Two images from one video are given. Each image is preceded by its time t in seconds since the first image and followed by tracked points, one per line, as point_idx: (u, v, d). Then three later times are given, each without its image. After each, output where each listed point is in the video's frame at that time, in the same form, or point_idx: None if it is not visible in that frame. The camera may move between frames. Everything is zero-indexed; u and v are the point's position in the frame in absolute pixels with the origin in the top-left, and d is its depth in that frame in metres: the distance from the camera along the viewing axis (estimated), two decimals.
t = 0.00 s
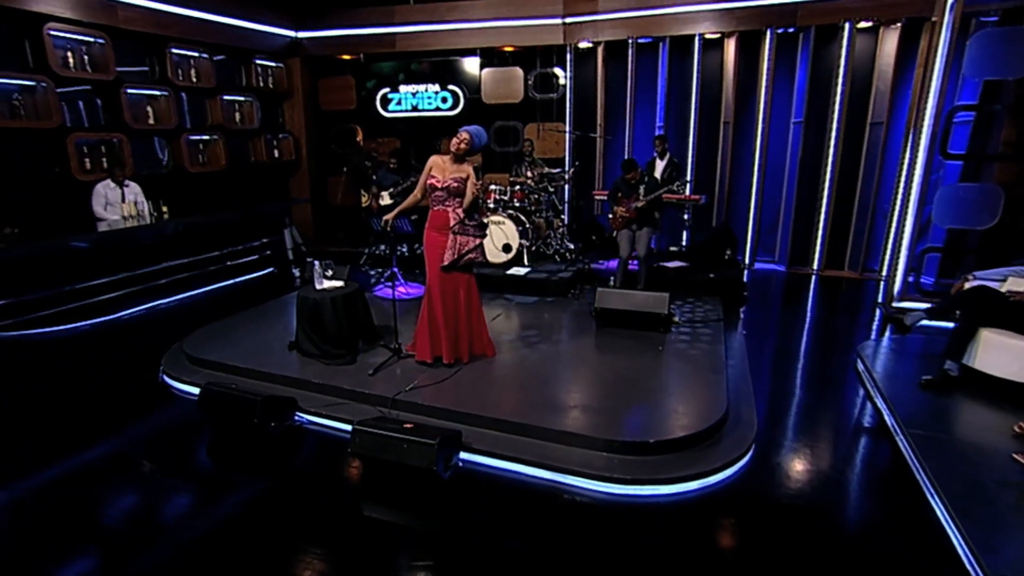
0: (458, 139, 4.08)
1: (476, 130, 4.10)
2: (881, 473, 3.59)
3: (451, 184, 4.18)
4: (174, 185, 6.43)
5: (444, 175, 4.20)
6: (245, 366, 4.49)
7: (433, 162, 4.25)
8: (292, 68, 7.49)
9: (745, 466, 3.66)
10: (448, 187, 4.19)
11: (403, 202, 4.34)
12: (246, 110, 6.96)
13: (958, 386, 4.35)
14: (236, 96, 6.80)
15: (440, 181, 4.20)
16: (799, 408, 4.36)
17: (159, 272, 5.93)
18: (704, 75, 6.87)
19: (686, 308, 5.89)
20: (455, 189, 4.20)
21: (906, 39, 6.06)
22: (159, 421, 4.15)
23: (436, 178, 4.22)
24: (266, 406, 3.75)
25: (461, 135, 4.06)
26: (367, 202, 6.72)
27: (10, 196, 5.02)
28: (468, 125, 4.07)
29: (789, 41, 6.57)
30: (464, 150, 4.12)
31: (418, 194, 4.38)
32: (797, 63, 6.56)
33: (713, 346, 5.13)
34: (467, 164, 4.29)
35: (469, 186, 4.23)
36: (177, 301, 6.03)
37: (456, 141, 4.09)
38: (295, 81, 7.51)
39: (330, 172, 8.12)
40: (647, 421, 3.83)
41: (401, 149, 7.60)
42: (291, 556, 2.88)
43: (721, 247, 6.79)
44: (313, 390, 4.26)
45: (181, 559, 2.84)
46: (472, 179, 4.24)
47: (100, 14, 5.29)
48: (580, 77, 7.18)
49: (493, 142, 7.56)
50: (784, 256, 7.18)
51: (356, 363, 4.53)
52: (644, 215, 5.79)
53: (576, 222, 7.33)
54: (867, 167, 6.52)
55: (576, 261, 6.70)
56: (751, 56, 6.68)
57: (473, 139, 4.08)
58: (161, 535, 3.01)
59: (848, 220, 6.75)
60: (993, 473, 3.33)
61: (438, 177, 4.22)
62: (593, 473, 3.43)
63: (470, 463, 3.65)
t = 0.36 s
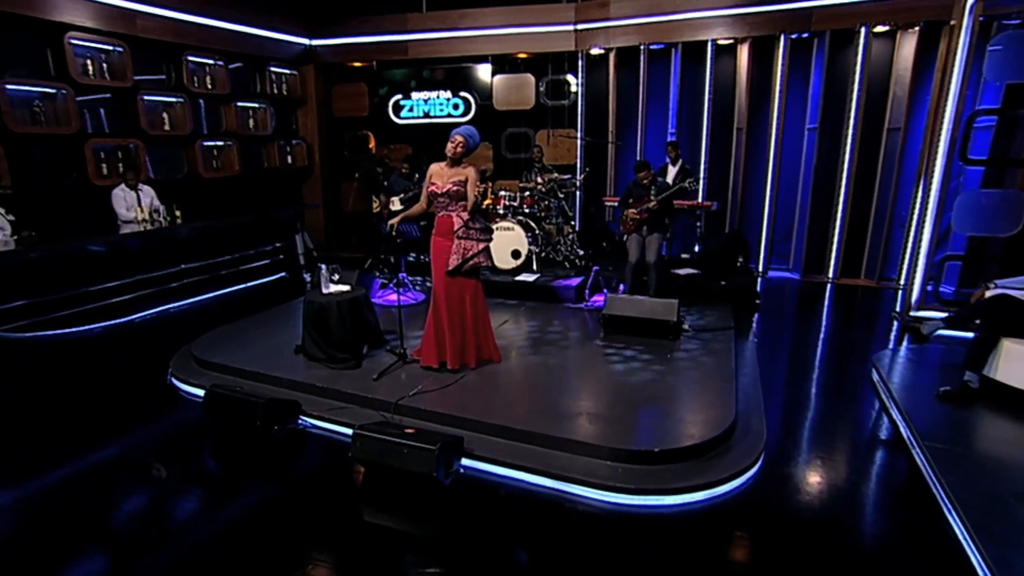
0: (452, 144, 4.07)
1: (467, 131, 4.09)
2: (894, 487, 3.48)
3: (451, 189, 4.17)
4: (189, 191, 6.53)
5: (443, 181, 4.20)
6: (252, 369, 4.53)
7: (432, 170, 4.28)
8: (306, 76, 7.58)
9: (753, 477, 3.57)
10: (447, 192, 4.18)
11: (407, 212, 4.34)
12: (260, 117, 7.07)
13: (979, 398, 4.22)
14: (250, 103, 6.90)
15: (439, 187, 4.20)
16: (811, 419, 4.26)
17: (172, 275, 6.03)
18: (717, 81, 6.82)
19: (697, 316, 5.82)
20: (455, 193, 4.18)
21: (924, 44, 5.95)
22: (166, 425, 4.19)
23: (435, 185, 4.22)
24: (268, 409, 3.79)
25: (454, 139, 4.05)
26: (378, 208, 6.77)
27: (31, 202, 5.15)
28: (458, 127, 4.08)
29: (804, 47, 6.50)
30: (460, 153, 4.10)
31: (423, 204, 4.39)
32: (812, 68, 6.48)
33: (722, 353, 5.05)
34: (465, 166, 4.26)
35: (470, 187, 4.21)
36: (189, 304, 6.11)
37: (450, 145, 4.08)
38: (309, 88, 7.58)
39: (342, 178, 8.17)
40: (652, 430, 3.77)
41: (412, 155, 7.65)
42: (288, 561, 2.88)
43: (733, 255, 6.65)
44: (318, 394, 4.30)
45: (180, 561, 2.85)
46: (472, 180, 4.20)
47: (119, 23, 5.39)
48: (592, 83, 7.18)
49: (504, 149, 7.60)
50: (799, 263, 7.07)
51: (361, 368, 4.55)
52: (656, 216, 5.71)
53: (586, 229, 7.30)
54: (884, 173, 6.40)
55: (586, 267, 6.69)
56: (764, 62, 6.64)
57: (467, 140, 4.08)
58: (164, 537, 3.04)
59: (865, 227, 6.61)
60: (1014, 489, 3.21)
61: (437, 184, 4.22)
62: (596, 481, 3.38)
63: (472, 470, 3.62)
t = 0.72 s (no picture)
0: (444, 151, 4.11)
1: (456, 134, 4.11)
2: (906, 501, 3.37)
3: (450, 194, 4.18)
4: (202, 196, 6.63)
5: (442, 188, 4.22)
6: (257, 373, 4.58)
7: (431, 178, 4.31)
8: (318, 82, 7.65)
9: (759, 489, 3.49)
10: (448, 197, 4.20)
11: (410, 219, 4.40)
12: (273, 123, 7.15)
13: (997, 410, 4.09)
14: (263, 110, 7.00)
15: (439, 194, 4.23)
16: (820, 428, 4.18)
17: (184, 279, 6.14)
18: (728, 88, 6.80)
19: (705, 323, 5.76)
20: (455, 198, 4.19)
21: (941, 47, 5.84)
22: (171, 428, 4.23)
23: (435, 192, 4.26)
24: (269, 412, 3.83)
25: (444, 145, 4.09)
26: (388, 214, 6.83)
27: (47, 207, 5.27)
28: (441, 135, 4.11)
29: (817, 52, 6.44)
30: (454, 158, 4.12)
31: (426, 212, 4.44)
32: (825, 73, 6.42)
33: (730, 362, 4.98)
34: (462, 169, 4.25)
35: (468, 190, 4.19)
36: (200, 307, 6.20)
37: (442, 153, 4.11)
38: (321, 94, 7.65)
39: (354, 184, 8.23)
40: (654, 439, 3.71)
41: (422, 161, 7.70)
42: (285, 567, 2.88)
43: (745, 260, 6.71)
44: (320, 398, 4.34)
45: (178, 565, 2.87)
46: (470, 182, 4.18)
47: (134, 32, 5.49)
48: (602, 89, 7.18)
49: (514, 156, 7.65)
50: (811, 271, 6.98)
51: (364, 372, 4.58)
52: (665, 220, 5.69)
53: (595, 236, 7.29)
54: (900, 179, 6.27)
55: (594, 274, 6.65)
56: (776, 68, 6.59)
57: (456, 144, 4.10)
58: (165, 542, 3.05)
59: (880, 234, 6.49)
60: None
61: (436, 191, 4.25)
62: (596, 491, 3.33)
63: (471, 477, 3.60)
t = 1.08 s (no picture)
0: (446, 158, 4.11)
1: (457, 140, 4.12)
2: (918, 515, 3.26)
3: (455, 199, 4.19)
4: (215, 201, 6.73)
5: (447, 193, 4.24)
6: (263, 377, 4.67)
7: (437, 186, 4.32)
8: (330, 89, 7.73)
9: (763, 501, 3.41)
10: (453, 202, 4.20)
11: (414, 225, 4.39)
12: (285, 128, 7.25)
13: (1015, 423, 3.96)
14: (276, 116, 7.10)
15: (444, 199, 4.24)
16: (828, 439, 4.09)
17: (196, 282, 6.24)
18: (740, 93, 6.75)
19: (713, 331, 5.70)
20: (459, 203, 4.20)
21: (960, 50, 5.71)
22: (177, 432, 4.28)
23: (441, 198, 4.27)
24: (272, 415, 3.89)
25: (446, 152, 4.08)
26: (398, 219, 6.88)
27: (63, 211, 5.38)
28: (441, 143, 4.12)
29: (830, 56, 6.36)
30: (456, 165, 4.13)
31: (431, 219, 4.41)
32: (839, 77, 6.34)
33: (737, 372, 4.89)
34: (467, 174, 4.26)
35: (473, 194, 4.20)
36: (211, 310, 6.30)
37: (444, 161, 4.11)
38: (333, 100, 7.73)
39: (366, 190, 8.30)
40: (656, 447, 3.66)
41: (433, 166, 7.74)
42: None
43: (757, 267, 6.57)
44: (324, 402, 4.41)
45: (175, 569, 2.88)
46: (475, 186, 4.20)
47: (149, 40, 5.60)
48: (612, 94, 7.15)
49: (524, 161, 7.63)
50: (825, 278, 6.87)
51: (368, 377, 4.68)
52: (674, 222, 5.64)
53: (605, 242, 7.27)
54: (917, 184, 6.13)
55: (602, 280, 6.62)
56: (788, 73, 6.54)
57: (457, 150, 4.09)
58: (164, 546, 3.07)
59: (896, 241, 6.35)
60: None
61: (443, 196, 4.25)
62: (595, 500, 3.28)
63: (470, 483, 3.59)
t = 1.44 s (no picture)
0: (452, 160, 4.13)
1: (464, 143, 4.12)
2: (927, 529, 3.17)
3: (461, 202, 4.18)
4: (226, 204, 6.83)
5: (454, 195, 4.23)
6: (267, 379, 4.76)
7: (445, 185, 4.31)
8: (340, 93, 7.81)
9: (766, 511, 3.34)
10: (458, 205, 4.20)
11: (418, 226, 4.39)
12: (295, 132, 7.30)
13: None
14: (286, 120, 7.16)
15: (450, 201, 4.23)
16: (836, 448, 4.01)
17: (205, 284, 6.32)
18: (751, 96, 6.73)
19: (721, 338, 5.63)
20: (464, 206, 4.20)
21: (978, 51, 5.58)
22: (181, 433, 4.33)
23: (448, 199, 4.26)
24: (271, 419, 3.96)
25: (451, 154, 4.09)
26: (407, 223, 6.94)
27: (77, 213, 5.49)
28: (449, 143, 4.13)
29: (843, 58, 6.30)
30: (462, 167, 4.14)
31: (436, 219, 4.44)
32: (852, 80, 6.27)
33: (742, 379, 4.83)
34: (475, 177, 4.23)
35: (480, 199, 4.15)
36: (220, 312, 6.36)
37: (450, 162, 4.13)
38: (343, 105, 7.81)
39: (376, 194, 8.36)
40: (656, 454, 3.62)
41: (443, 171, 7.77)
42: None
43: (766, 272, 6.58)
44: (326, 405, 4.49)
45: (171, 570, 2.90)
46: (482, 190, 4.16)
47: (163, 46, 5.70)
48: (622, 98, 7.14)
49: (533, 165, 7.64)
50: (838, 285, 6.76)
51: (367, 381, 4.77)
52: (682, 230, 5.58)
53: (613, 247, 7.26)
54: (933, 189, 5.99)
55: (610, 285, 6.59)
56: (799, 78, 6.50)
57: (464, 151, 4.10)
58: (162, 548, 3.09)
59: (911, 247, 6.23)
60: None
61: (449, 198, 4.26)
62: (593, 508, 3.24)
63: (468, 488, 3.58)
